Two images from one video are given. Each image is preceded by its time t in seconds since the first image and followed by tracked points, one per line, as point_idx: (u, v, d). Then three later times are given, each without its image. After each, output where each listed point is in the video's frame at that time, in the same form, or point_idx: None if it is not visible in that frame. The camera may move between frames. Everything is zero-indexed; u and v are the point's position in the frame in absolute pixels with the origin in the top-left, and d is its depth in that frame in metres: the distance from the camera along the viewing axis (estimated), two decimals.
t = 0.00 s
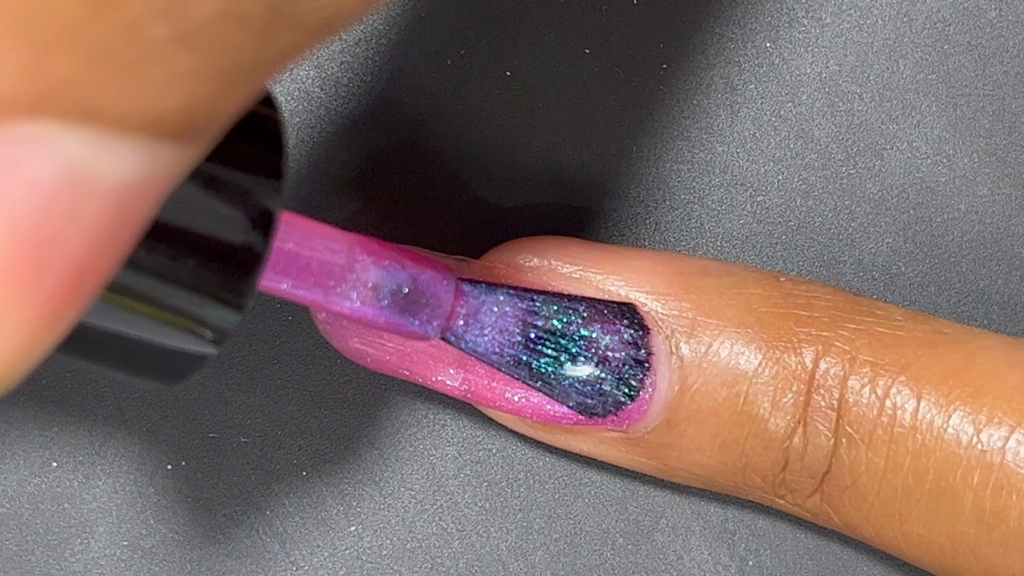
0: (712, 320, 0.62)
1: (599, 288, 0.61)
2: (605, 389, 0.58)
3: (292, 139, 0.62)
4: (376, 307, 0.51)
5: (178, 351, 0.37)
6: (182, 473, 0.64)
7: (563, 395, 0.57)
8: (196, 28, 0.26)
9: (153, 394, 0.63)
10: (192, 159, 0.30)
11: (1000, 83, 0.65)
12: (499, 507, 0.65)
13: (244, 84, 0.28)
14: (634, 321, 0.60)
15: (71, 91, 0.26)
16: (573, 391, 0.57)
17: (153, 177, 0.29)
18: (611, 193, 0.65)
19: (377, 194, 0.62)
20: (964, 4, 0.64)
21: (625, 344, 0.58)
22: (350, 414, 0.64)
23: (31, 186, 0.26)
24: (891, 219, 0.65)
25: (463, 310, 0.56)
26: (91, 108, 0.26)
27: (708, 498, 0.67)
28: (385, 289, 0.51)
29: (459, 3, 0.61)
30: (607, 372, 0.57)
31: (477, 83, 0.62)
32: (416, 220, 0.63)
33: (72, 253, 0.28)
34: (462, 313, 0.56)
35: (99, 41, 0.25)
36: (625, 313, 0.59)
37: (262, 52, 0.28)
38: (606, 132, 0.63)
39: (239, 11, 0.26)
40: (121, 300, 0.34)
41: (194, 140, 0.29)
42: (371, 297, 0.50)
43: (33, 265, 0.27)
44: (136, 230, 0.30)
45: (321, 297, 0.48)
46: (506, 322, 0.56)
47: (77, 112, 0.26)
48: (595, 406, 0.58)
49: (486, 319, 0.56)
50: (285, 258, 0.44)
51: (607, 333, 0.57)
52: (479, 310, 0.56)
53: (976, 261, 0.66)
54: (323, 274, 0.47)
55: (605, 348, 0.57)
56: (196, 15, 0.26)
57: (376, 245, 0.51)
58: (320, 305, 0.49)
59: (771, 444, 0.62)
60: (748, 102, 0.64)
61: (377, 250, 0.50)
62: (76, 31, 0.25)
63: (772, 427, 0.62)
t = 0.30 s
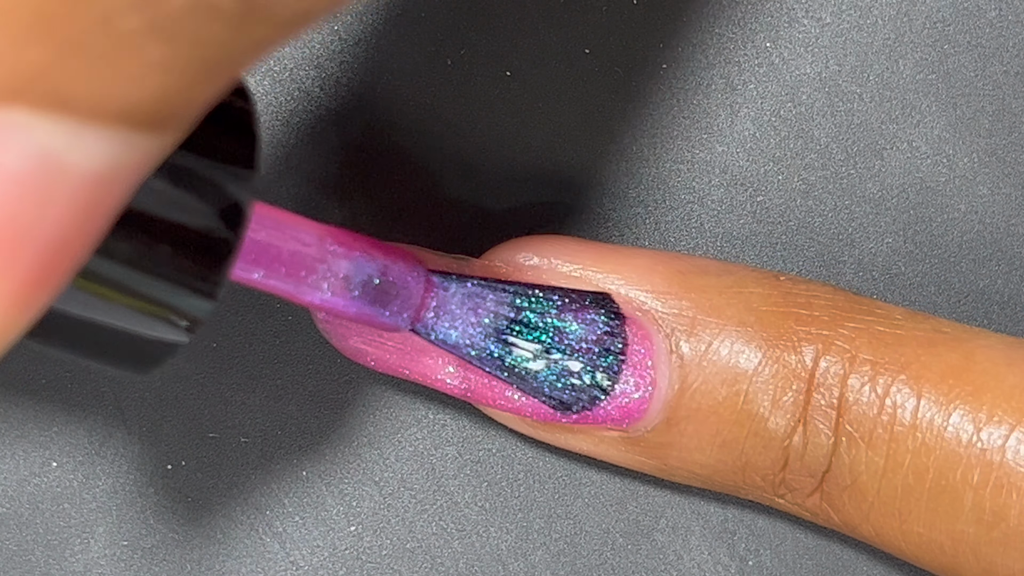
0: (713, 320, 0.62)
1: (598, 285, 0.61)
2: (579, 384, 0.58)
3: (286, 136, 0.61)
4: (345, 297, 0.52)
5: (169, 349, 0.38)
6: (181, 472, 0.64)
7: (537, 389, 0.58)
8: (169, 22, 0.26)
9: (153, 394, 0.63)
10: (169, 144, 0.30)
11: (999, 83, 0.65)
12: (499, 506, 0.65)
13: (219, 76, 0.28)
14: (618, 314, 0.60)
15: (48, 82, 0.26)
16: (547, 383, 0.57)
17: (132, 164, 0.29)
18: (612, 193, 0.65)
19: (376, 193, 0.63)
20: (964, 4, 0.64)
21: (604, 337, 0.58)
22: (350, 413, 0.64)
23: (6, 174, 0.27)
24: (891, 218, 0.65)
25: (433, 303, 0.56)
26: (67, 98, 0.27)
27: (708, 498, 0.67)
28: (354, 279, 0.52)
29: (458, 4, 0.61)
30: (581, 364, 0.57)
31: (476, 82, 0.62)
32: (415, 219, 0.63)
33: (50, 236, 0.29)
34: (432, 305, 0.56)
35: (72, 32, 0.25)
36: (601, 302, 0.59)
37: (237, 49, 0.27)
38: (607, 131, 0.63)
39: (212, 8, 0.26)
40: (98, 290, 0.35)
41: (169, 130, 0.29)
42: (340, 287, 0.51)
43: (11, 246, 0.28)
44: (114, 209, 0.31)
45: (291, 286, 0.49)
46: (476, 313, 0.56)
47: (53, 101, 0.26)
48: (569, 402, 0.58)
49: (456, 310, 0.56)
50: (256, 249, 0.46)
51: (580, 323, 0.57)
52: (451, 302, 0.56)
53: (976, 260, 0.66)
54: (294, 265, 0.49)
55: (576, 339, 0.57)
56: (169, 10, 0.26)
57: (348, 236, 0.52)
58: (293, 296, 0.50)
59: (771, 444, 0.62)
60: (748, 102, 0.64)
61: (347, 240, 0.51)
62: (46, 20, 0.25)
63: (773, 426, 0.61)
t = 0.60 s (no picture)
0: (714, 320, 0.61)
1: (599, 286, 0.61)
2: (528, 368, 0.58)
3: (285, 137, 0.61)
4: (293, 275, 0.52)
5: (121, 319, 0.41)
6: (181, 472, 0.64)
7: (484, 370, 0.58)
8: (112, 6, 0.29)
9: (154, 394, 0.64)
10: (125, 114, 0.34)
11: (1000, 82, 0.65)
12: (499, 506, 0.65)
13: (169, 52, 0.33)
14: (618, 316, 0.60)
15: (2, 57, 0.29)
16: (495, 365, 0.58)
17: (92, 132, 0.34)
18: (612, 193, 0.65)
19: (376, 193, 0.63)
20: (964, 3, 0.65)
21: (596, 334, 0.58)
22: (349, 412, 0.64)
23: None
24: (891, 218, 0.65)
25: (379, 284, 0.57)
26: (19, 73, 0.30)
27: (708, 498, 0.66)
28: (303, 258, 0.52)
29: (459, 4, 0.62)
30: (531, 348, 0.58)
31: (477, 81, 0.62)
32: (415, 220, 0.63)
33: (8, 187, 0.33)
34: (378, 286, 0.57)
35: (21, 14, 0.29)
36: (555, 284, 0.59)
37: (181, 22, 0.32)
38: (607, 130, 0.64)
39: None
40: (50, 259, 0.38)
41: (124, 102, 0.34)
42: (288, 265, 0.51)
43: None
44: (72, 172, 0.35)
45: (238, 262, 0.49)
46: (420, 294, 0.57)
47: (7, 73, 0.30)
48: (517, 385, 0.58)
49: (401, 289, 0.57)
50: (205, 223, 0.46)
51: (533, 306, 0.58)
52: (396, 283, 0.57)
53: (976, 260, 0.66)
54: (242, 241, 0.48)
55: (525, 322, 0.57)
56: None
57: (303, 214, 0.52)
58: (238, 270, 0.50)
59: (771, 443, 0.62)
60: (748, 102, 0.64)
61: (298, 219, 0.52)
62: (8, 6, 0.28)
63: (772, 425, 0.61)
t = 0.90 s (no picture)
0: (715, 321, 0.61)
1: (598, 287, 0.61)
2: (468, 353, 0.58)
3: (285, 137, 0.62)
4: (239, 256, 0.52)
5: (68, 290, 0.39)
6: (181, 472, 0.64)
7: (421, 355, 0.58)
8: None
9: (154, 394, 0.64)
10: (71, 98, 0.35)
11: (999, 82, 0.66)
12: (499, 506, 0.65)
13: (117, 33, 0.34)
14: (619, 317, 0.60)
15: None
16: (434, 351, 0.58)
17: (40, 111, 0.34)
18: (612, 193, 0.65)
19: (376, 193, 0.63)
20: (964, 4, 0.65)
21: (596, 336, 0.58)
22: (349, 412, 0.64)
23: None
24: (891, 218, 0.65)
25: (321, 267, 0.57)
26: None
27: (709, 499, 0.66)
28: (250, 239, 0.52)
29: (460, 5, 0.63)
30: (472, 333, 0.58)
31: (477, 81, 0.63)
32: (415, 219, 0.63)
33: None
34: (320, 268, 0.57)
35: None
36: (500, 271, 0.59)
37: None
38: (607, 130, 0.64)
39: None
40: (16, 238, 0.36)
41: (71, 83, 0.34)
42: (234, 246, 0.52)
43: None
44: (25, 152, 0.35)
45: (182, 242, 0.49)
46: (363, 275, 0.57)
47: None
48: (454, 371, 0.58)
49: (346, 272, 0.57)
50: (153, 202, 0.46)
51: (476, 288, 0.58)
52: (340, 265, 0.57)
53: (976, 260, 0.66)
54: (188, 220, 0.48)
55: (469, 309, 0.57)
56: None
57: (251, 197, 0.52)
58: (183, 250, 0.50)
59: (770, 444, 0.62)
60: (748, 102, 0.65)
61: (244, 199, 0.52)
62: None
63: (772, 426, 0.61)
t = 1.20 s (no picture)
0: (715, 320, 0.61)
1: (598, 286, 0.61)
2: (401, 334, 0.58)
3: (285, 137, 0.62)
4: (172, 233, 0.54)
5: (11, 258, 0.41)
6: (181, 472, 0.64)
7: (354, 336, 0.58)
8: None
9: (154, 393, 0.64)
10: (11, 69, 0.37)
11: (999, 82, 0.66)
12: (499, 506, 0.65)
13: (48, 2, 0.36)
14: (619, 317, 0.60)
15: None
16: (365, 331, 0.58)
17: None
18: (612, 193, 0.65)
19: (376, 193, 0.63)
20: (964, 3, 0.65)
21: (596, 335, 0.58)
22: (349, 412, 0.64)
23: None
24: (891, 218, 0.65)
25: (254, 246, 0.57)
26: None
27: (709, 499, 0.66)
28: (181, 216, 0.54)
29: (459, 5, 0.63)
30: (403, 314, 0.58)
31: (477, 81, 0.63)
32: (414, 217, 0.64)
33: None
34: (255, 246, 0.57)
35: None
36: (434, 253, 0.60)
37: None
38: (607, 130, 0.65)
39: None
40: None
41: (4, 59, 0.37)
42: (165, 223, 0.54)
43: None
44: None
45: (115, 216, 0.52)
46: (296, 254, 0.57)
47: None
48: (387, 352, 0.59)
49: (280, 253, 0.58)
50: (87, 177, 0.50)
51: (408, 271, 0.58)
52: (273, 245, 0.58)
53: (976, 260, 0.66)
54: (119, 193, 0.51)
55: (402, 288, 0.58)
56: None
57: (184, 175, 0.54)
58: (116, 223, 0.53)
59: (770, 443, 0.62)
60: (748, 102, 0.65)
61: (178, 177, 0.54)
62: None
63: (772, 426, 0.61)
